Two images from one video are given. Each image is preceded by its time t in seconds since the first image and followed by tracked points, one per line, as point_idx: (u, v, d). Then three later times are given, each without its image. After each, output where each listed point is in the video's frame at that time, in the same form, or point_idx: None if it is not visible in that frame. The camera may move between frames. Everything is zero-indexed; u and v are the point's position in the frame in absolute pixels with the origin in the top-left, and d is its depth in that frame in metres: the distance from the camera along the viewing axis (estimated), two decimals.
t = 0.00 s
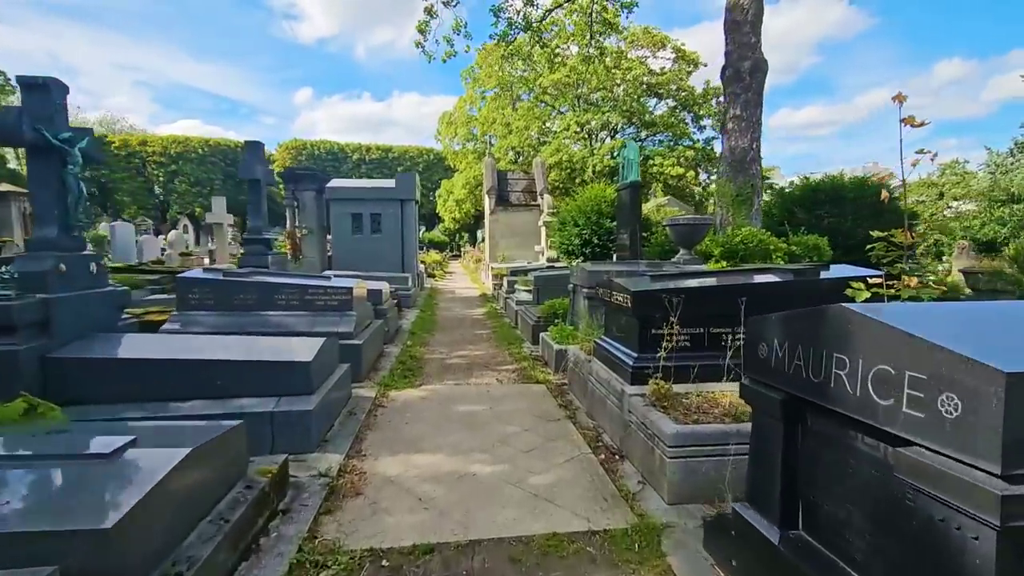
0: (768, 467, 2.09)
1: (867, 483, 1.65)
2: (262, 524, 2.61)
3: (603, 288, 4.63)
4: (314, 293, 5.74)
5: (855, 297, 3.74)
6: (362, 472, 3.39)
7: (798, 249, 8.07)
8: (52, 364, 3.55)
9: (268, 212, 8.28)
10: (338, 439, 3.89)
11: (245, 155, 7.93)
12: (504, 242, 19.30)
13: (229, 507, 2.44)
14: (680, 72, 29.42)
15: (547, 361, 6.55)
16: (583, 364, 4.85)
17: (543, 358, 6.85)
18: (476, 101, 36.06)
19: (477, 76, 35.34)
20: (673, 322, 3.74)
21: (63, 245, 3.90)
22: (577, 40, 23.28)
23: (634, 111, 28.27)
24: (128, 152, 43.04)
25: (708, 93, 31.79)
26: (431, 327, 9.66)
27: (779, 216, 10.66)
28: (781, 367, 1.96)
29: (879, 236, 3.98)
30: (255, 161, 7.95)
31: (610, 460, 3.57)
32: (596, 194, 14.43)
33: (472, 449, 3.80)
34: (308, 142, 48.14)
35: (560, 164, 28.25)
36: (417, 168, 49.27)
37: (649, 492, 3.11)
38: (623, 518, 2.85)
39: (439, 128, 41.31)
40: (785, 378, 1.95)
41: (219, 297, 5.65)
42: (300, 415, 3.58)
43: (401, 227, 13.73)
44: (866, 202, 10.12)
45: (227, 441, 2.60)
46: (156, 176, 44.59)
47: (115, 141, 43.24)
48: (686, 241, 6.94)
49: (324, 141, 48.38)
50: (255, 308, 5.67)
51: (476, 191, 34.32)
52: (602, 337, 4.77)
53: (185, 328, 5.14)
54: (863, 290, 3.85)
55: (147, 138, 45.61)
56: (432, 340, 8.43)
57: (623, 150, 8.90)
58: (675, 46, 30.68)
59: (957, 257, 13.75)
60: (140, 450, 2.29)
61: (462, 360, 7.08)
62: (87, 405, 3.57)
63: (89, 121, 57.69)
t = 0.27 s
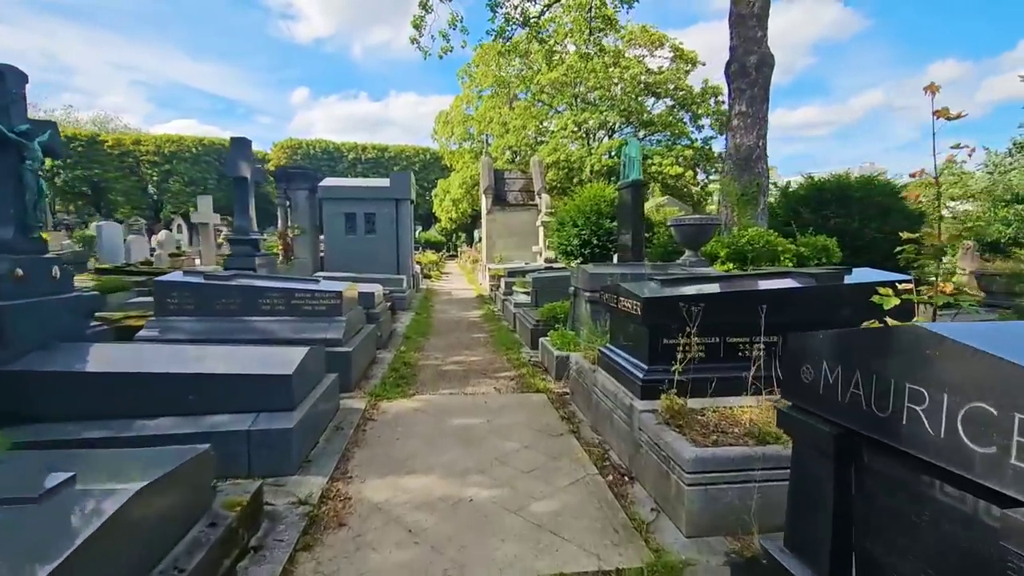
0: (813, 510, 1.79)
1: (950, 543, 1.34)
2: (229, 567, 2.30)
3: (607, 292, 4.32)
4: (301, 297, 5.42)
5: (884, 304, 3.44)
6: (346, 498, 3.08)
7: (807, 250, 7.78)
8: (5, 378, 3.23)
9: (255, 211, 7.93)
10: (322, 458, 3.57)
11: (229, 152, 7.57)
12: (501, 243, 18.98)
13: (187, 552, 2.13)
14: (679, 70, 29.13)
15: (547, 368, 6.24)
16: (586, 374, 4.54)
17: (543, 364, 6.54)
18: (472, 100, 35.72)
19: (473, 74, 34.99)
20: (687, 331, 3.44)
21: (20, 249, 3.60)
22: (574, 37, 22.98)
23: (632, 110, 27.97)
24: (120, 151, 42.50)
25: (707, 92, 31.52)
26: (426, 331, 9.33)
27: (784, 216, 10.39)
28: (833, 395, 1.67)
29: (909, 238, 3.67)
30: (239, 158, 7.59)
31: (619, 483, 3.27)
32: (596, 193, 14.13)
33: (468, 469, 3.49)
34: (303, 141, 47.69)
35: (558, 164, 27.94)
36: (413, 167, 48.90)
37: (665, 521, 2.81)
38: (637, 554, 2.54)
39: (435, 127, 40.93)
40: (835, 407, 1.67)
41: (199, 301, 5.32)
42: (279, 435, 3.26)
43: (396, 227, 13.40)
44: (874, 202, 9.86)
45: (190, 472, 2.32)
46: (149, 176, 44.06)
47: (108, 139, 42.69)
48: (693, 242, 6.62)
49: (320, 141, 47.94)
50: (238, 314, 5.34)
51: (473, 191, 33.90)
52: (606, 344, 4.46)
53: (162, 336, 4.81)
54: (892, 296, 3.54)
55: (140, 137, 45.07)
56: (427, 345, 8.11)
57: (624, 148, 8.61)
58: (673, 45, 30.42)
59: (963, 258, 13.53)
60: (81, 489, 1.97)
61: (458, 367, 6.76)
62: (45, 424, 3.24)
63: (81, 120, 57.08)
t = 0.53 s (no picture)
0: (891, 556, 1.49)
1: None
2: None
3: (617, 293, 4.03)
4: (289, 298, 5.10)
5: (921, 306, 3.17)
6: (334, 523, 2.77)
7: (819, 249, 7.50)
8: None
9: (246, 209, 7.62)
10: (308, 476, 3.26)
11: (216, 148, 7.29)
12: (499, 243, 18.66)
13: None
14: (677, 69, 28.84)
15: (549, 373, 5.93)
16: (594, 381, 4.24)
17: (545, 369, 6.23)
18: (470, 99, 35.39)
19: (471, 73, 34.62)
20: (708, 336, 3.15)
21: None
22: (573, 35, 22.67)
23: (631, 109, 27.68)
24: (114, 151, 41.99)
25: (705, 91, 31.26)
26: (423, 333, 9.00)
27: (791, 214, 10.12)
28: (920, 421, 1.38)
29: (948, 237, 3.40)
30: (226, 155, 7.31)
31: (635, 505, 2.96)
32: (596, 192, 13.85)
33: (468, 488, 3.18)
34: (299, 141, 47.27)
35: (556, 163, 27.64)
36: (410, 167, 48.53)
37: (689, 550, 2.51)
38: None
39: (432, 127, 40.59)
40: (922, 435, 1.38)
41: (181, 304, 5.00)
42: (258, 452, 2.94)
43: (392, 226, 13.08)
44: (883, 200, 9.60)
45: (146, 502, 2.03)
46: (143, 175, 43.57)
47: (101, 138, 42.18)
48: (704, 240, 6.26)
49: (316, 140, 47.55)
50: (223, 317, 5.02)
51: (469, 192, 33.27)
52: (616, 350, 4.16)
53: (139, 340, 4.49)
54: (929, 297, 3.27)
55: (133, 136, 44.58)
56: (424, 348, 7.81)
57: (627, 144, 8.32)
58: (672, 43, 30.15)
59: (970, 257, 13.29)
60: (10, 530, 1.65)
61: (455, 372, 6.44)
62: None
63: (74, 119, 56.43)
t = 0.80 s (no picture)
0: None
1: None
2: None
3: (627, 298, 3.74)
4: (277, 302, 4.79)
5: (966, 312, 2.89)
6: (318, 558, 2.46)
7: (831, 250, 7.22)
8: None
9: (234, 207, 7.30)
10: (292, 500, 2.95)
11: (202, 144, 6.95)
12: (497, 243, 18.36)
13: None
14: (677, 68, 28.57)
15: (552, 380, 5.65)
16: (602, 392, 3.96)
17: (547, 376, 5.95)
18: (467, 98, 35.08)
19: (468, 71, 34.29)
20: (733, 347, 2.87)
21: None
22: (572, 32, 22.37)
23: (629, 108, 27.42)
24: (108, 149, 41.52)
25: (704, 90, 31.01)
26: (419, 336, 8.70)
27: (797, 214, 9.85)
28: None
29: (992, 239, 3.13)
30: (213, 152, 6.99)
31: (654, 534, 2.68)
32: (597, 191, 13.56)
33: (469, 514, 2.88)
34: (295, 140, 46.87)
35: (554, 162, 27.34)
36: (406, 166, 48.15)
37: None
38: None
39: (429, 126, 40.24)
40: None
41: (161, 307, 4.68)
42: (235, 477, 2.63)
43: (388, 225, 12.78)
44: (893, 199, 9.34)
45: (91, 549, 1.72)
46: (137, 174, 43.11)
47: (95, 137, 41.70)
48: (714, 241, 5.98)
49: (312, 139, 47.16)
50: (206, 322, 4.71)
51: (467, 190, 33.18)
52: (626, 359, 3.88)
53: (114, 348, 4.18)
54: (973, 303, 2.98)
55: (128, 134, 44.12)
56: (421, 352, 7.51)
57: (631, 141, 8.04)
58: (671, 41, 29.89)
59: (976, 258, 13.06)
60: None
61: (453, 379, 6.15)
62: None
63: (68, 117, 55.83)
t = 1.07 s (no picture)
0: None
1: None
2: None
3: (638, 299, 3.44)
4: (262, 302, 4.48)
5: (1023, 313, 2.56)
6: None
7: (844, 248, 6.93)
8: None
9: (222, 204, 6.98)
10: (270, 525, 2.64)
11: (188, 137, 6.55)
12: (496, 242, 18.05)
13: None
14: (677, 66, 28.28)
15: (556, 386, 5.35)
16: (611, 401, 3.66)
17: (550, 381, 5.64)
18: (465, 96, 34.75)
19: (466, 69, 34.00)
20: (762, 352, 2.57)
21: None
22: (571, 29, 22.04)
23: (629, 107, 27.17)
24: (103, 148, 41.11)
25: (705, 88, 30.74)
26: (416, 338, 8.39)
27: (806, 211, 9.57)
28: None
29: None
30: (198, 146, 6.60)
31: (676, 563, 2.39)
32: (598, 188, 13.27)
33: (468, 540, 2.57)
34: (292, 138, 46.52)
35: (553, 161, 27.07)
36: (404, 165, 47.83)
37: None
38: None
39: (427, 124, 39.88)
40: None
41: (136, 309, 4.36)
42: (202, 502, 2.32)
43: (384, 224, 12.48)
44: (903, 196, 9.06)
45: None
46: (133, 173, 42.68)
47: (89, 135, 41.24)
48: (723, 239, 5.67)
49: (309, 138, 46.80)
50: (185, 325, 4.40)
51: (465, 189, 32.93)
52: (636, 366, 3.58)
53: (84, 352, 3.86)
54: None
55: (123, 133, 43.68)
56: (417, 355, 7.21)
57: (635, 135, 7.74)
58: (671, 38, 29.60)
59: (983, 256, 12.82)
60: None
61: (451, 383, 5.84)
62: None
63: (63, 116, 55.42)
